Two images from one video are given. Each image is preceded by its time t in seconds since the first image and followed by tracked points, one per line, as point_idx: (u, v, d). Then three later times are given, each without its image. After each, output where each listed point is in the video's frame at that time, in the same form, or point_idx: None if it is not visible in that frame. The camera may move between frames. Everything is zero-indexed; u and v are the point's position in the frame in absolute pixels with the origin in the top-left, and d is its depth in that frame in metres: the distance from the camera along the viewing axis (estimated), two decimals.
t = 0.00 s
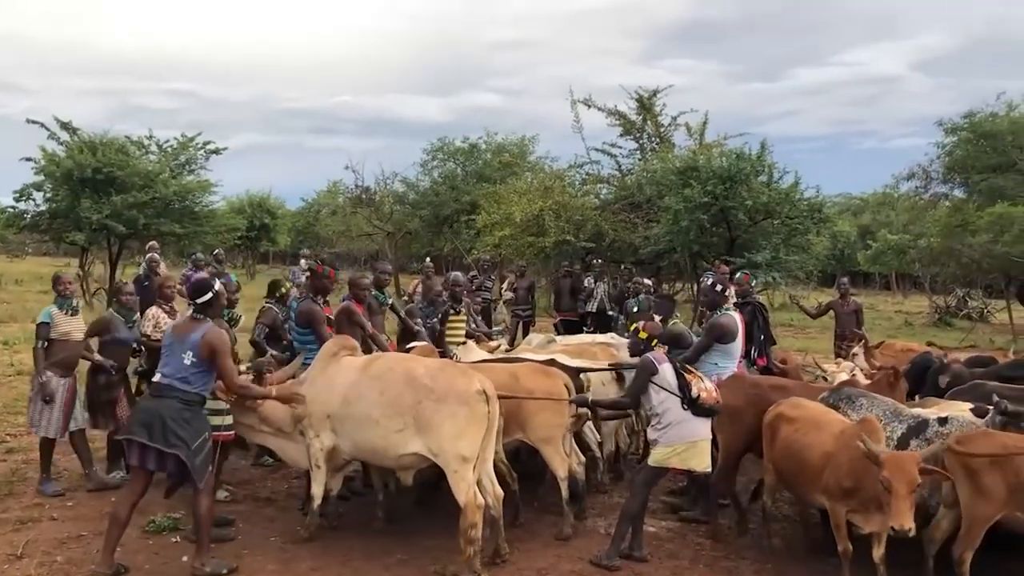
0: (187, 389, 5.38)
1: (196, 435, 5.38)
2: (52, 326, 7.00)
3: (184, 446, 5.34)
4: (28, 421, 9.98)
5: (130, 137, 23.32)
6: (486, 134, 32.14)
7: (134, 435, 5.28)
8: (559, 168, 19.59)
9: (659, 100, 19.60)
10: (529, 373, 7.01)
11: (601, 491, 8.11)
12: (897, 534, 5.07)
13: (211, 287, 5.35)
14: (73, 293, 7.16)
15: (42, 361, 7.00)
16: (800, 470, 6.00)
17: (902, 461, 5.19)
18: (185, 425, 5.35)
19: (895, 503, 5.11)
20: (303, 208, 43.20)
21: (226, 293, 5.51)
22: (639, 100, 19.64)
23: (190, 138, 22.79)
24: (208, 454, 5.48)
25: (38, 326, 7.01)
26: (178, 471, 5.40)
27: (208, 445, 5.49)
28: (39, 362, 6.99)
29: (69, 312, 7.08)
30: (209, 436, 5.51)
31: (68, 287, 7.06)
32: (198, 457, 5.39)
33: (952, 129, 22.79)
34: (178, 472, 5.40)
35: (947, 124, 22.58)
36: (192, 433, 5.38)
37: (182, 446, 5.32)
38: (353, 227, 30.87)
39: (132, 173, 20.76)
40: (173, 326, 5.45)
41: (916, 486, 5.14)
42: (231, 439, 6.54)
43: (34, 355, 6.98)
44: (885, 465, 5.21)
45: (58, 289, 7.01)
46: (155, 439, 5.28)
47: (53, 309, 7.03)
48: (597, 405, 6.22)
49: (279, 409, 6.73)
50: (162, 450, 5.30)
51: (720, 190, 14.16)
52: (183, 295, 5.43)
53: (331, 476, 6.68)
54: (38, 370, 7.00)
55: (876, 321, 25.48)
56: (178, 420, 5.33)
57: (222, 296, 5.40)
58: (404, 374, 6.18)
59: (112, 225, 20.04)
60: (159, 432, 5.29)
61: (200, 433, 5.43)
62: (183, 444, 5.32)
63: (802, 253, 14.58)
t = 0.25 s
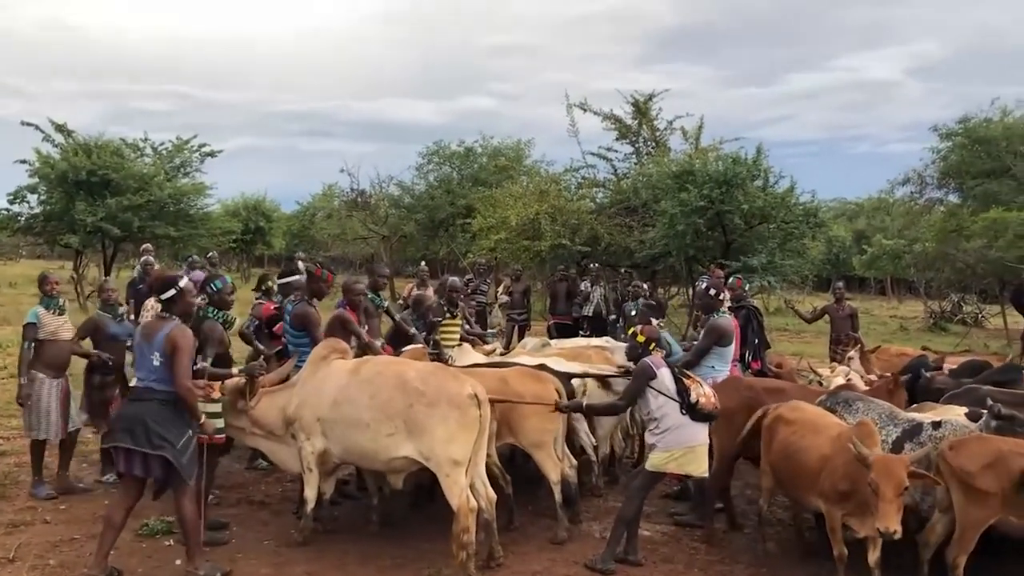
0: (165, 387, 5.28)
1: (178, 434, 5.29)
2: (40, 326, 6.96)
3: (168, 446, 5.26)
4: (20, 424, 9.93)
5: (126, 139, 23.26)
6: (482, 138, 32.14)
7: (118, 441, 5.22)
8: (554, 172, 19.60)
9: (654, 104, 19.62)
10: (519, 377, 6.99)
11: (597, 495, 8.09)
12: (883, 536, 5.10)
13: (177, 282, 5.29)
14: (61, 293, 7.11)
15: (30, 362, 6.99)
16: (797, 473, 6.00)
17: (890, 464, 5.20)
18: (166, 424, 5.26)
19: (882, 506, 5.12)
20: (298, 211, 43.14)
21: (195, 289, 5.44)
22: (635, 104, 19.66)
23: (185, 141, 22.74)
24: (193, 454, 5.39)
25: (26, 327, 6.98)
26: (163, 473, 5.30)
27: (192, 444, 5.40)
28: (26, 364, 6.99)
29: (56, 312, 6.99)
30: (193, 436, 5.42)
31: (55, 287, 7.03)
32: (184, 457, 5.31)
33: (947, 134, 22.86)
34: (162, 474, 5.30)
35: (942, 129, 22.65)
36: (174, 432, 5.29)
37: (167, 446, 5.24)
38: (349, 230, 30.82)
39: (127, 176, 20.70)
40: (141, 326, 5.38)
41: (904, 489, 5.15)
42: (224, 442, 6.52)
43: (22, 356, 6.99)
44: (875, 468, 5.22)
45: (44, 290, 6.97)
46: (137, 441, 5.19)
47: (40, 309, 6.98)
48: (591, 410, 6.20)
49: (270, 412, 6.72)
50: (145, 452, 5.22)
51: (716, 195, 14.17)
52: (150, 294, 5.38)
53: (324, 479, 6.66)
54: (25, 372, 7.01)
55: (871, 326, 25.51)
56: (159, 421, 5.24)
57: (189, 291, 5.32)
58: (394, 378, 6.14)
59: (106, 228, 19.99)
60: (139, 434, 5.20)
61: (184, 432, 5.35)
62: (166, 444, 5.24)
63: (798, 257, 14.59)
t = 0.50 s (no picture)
0: (139, 388, 5.26)
1: (155, 434, 5.28)
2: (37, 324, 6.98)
3: (145, 447, 5.26)
4: (14, 424, 9.92)
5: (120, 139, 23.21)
6: (477, 139, 32.15)
7: (97, 443, 5.23)
8: (549, 173, 19.63)
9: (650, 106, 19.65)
10: (508, 379, 6.99)
11: (590, 496, 8.10)
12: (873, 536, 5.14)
13: (143, 281, 5.24)
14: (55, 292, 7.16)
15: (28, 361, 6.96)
16: (791, 474, 6.02)
17: (880, 465, 5.23)
18: (142, 425, 5.26)
19: (873, 507, 5.15)
20: (293, 212, 43.09)
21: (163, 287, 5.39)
22: (630, 106, 19.69)
23: (180, 141, 22.70)
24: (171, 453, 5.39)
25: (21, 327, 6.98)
26: (142, 474, 5.31)
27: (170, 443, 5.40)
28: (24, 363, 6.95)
29: (50, 310, 7.05)
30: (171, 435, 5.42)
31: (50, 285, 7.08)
32: (161, 456, 5.31)
33: (941, 136, 22.94)
34: (141, 475, 5.30)
35: (936, 132, 22.73)
36: (151, 433, 5.28)
37: (144, 447, 5.24)
38: (343, 231, 30.79)
39: (122, 176, 20.67)
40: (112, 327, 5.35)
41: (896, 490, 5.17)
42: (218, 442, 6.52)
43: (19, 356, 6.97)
44: (866, 470, 5.24)
45: (38, 288, 7.01)
46: (114, 443, 5.21)
47: (35, 307, 7.01)
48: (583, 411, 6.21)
49: (263, 412, 6.72)
50: (123, 453, 5.22)
51: (710, 196, 14.21)
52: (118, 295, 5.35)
53: (317, 480, 6.66)
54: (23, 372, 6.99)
55: (865, 328, 25.56)
56: (135, 422, 5.24)
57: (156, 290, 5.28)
58: (386, 378, 6.15)
59: (101, 228, 19.97)
60: (116, 436, 5.21)
61: (161, 432, 5.34)
62: (143, 445, 5.24)
63: (792, 259, 14.61)
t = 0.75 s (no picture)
0: (131, 387, 5.25)
1: (146, 433, 5.27)
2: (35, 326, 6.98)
3: (137, 445, 5.24)
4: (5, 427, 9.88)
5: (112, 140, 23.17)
6: (471, 141, 32.16)
7: (88, 442, 5.22)
8: (542, 176, 19.65)
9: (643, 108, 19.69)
10: (494, 382, 6.95)
11: (582, 499, 8.11)
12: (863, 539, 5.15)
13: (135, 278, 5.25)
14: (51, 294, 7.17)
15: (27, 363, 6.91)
16: (783, 476, 6.03)
17: (869, 468, 5.25)
18: (134, 424, 5.24)
19: (862, 509, 5.17)
20: (286, 213, 43.05)
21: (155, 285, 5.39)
22: (623, 108, 19.73)
23: (172, 143, 22.67)
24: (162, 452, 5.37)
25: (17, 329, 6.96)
26: (133, 473, 5.29)
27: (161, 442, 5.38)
28: (23, 364, 6.89)
29: (47, 312, 7.09)
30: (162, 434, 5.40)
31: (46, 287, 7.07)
32: (152, 455, 5.30)
33: (932, 139, 23.03)
34: (132, 474, 5.28)
35: (928, 135, 22.82)
36: (142, 431, 5.27)
37: (136, 445, 5.23)
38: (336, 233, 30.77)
39: (114, 178, 20.63)
40: (104, 325, 5.35)
41: (885, 493, 5.19)
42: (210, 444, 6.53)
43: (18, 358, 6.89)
44: (856, 472, 5.27)
45: (35, 289, 6.97)
46: (105, 442, 5.19)
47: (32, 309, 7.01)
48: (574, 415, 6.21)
49: (254, 415, 6.73)
50: (114, 452, 5.21)
51: (702, 199, 14.24)
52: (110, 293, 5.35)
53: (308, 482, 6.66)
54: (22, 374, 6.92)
55: (858, 330, 25.65)
56: (127, 420, 5.23)
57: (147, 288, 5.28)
58: (377, 381, 6.15)
59: (93, 230, 19.92)
60: (107, 434, 5.20)
61: (152, 430, 5.33)
62: (133, 444, 5.22)
63: (784, 262, 14.65)
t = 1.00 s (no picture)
0: (130, 389, 5.24)
1: (145, 435, 5.26)
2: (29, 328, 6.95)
3: (136, 447, 5.23)
4: None
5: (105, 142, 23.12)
6: (464, 143, 32.18)
7: (87, 443, 5.20)
8: (536, 178, 19.67)
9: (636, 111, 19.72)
10: (487, 385, 6.96)
11: (575, 501, 8.10)
12: (855, 541, 5.16)
13: (135, 280, 5.22)
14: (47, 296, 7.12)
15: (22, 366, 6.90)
16: (776, 477, 6.04)
17: (861, 470, 5.26)
18: (133, 425, 5.23)
19: (854, 511, 5.18)
20: (280, 215, 42.99)
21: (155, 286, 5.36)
22: (616, 111, 19.76)
23: (166, 144, 22.62)
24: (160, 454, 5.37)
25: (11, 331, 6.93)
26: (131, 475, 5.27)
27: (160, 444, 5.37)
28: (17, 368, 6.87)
29: (42, 314, 7.04)
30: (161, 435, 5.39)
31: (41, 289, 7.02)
32: (151, 457, 5.28)
33: (925, 142, 23.12)
34: (131, 476, 5.27)
35: (920, 137, 22.90)
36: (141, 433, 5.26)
37: (135, 447, 5.21)
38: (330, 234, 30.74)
39: (107, 179, 20.57)
40: (103, 326, 5.32)
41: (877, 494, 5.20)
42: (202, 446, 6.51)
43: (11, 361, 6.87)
44: (848, 474, 5.28)
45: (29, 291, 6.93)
46: (104, 443, 5.18)
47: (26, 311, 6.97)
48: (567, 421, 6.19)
49: (245, 417, 6.72)
50: (112, 454, 5.19)
51: (695, 202, 14.25)
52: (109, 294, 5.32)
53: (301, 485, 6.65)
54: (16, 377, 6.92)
55: (851, 332, 25.71)
56: (126, 422, 5.22)
57: (147, 290, 5.25)
58: (369, 383, 6.15)
59: (85, 231, 19.87)
60: (106, 436, 5.18)
61: (151, 432, 5.32)
62: (133, 446, 5.21)
63: (777, 264, 14.66)
